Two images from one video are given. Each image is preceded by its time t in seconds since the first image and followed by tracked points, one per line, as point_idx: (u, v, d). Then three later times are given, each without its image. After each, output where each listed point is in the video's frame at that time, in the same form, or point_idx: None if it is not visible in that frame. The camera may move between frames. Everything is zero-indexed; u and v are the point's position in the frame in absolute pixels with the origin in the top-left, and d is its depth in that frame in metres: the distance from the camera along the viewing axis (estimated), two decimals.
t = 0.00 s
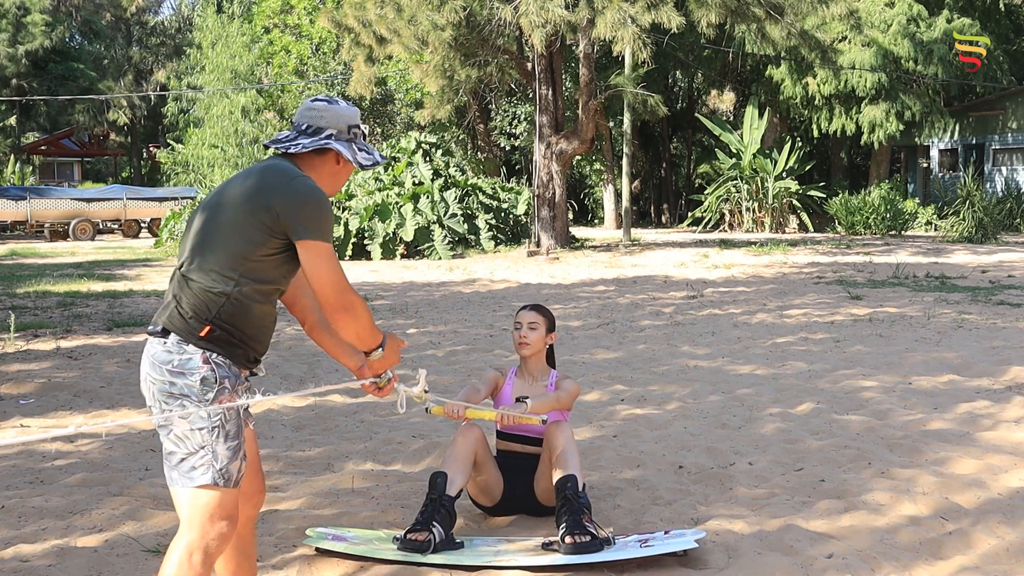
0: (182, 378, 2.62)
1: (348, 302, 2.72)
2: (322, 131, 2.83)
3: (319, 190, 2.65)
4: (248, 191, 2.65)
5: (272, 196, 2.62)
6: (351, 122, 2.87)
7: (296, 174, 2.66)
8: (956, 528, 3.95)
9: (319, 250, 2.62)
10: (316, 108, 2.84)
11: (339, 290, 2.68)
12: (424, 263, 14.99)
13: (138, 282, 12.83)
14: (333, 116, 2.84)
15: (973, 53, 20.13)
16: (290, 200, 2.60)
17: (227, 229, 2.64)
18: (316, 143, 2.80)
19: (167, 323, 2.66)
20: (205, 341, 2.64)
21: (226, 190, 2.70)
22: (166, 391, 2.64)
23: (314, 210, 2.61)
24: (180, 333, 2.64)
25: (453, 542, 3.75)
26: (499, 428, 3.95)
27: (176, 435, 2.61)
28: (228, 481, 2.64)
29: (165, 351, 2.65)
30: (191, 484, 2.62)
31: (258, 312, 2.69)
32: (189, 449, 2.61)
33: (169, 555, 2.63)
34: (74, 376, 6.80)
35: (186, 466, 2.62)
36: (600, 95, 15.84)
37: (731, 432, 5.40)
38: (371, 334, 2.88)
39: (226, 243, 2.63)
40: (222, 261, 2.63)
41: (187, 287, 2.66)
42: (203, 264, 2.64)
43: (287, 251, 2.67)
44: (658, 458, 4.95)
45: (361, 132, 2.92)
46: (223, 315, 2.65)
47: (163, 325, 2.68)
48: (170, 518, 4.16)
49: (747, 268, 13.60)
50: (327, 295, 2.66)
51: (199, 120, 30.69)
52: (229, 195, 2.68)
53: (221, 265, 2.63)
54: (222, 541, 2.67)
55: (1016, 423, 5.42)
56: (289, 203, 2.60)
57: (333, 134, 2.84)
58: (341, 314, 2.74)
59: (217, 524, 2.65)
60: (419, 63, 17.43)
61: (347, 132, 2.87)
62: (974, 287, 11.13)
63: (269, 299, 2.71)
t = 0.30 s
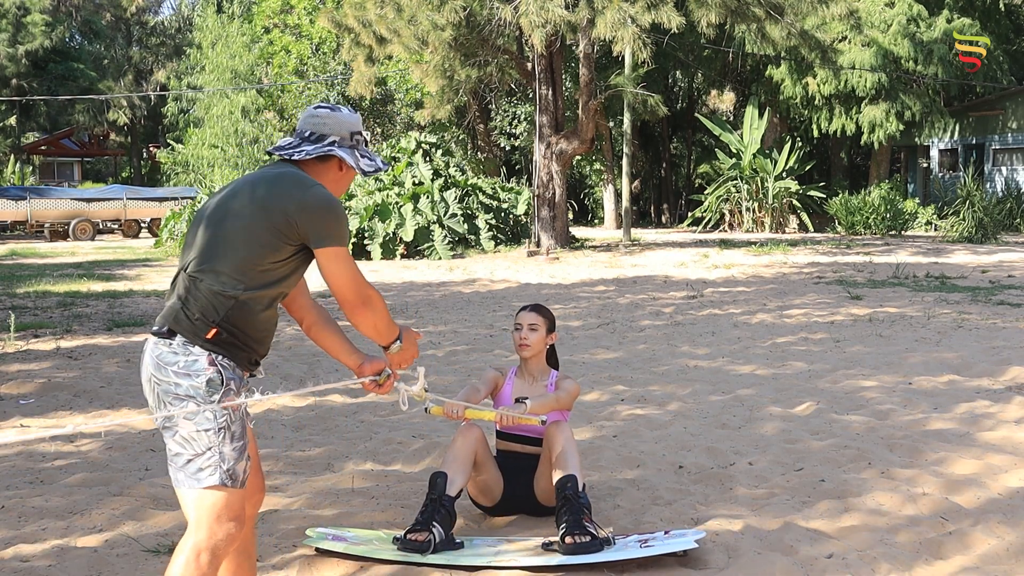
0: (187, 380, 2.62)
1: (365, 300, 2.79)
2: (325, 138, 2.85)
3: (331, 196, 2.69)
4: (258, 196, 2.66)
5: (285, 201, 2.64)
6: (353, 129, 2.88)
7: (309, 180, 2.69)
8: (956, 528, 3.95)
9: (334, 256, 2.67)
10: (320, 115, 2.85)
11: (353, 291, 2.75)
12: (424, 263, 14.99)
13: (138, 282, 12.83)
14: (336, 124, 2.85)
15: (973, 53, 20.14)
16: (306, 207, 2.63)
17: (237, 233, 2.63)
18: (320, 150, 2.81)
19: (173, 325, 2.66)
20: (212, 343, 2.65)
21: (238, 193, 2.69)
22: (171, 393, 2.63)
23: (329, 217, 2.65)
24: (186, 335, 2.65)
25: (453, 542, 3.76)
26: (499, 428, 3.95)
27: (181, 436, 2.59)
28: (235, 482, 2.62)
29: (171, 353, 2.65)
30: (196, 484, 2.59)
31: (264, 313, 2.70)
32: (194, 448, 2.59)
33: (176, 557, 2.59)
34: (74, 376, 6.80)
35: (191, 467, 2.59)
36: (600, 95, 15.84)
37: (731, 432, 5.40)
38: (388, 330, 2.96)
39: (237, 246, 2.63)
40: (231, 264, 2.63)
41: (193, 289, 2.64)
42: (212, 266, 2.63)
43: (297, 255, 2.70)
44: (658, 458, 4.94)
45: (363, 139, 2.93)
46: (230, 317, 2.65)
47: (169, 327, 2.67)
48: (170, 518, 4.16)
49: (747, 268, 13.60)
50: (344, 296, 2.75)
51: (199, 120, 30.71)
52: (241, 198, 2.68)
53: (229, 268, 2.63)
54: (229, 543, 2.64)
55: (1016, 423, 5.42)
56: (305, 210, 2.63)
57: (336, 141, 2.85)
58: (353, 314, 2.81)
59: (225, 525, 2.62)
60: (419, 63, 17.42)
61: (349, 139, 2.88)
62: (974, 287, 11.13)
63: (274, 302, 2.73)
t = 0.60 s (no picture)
0: (192, 384, 2.62)
1: (359, 312, 2.80)
2: (327, 144, 2.85)
3: (335, 206, 2.69)
4: (261, 203, 2.65)
5: (289, 209, 2.63)
6: (356, 136, 2.88)
7: (313, 190, 2.68)
8: (956, 528, 3.95)
9: (337, 266, 2.67)
10: (323, 121, 2.85)
11: (352, 301, 2.75)
12: (424, 263, 15.00)
13: (138, 282, 12.83)
14: (337, 129, 2.85)
15: (973, 53, 20.14)
16: (311, 217, 2.63)
17: (241, 240, 2.63)
18: (321, 156, 2.82)
19: (175, 328, 2.64)
20: (215, 346, 2.65)
21: (243, 197, 2.68)
22: (173, 396, 2.62)
23: (333, 227, 2.65)
24: (190, 339, 2.64)
25: (453, 542, 3.76)
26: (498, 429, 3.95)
27: (187, 441, 2.60)
28: (243, 483, 2.65)
29: (174, 356, 2.63)
30: (204, 489, 2.61)
31: (264, 318, 2.72)
32: (202, 453, 2.60)
33: (184, 561, 2.61)
34: (74, 376, 6.81)
35: (199, 471, 2.61)
36: (600, 95, 15.84)
37: (731, 431, 5.40)
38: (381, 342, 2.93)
39: (240, 253, 2.62)
40: (234, 270, 2.62)
41: (195, 294, 2.64)
42: (214, 271, 2.63)
43: (299, 262, 2.71)
44: (658, 458, 4.95)
45: (365, 146, 2.94)
46: (233, 322, 2.66)
47: (170, 330, 2.65)
48: (170, 518, 4.16)
49: (747, 268, 13.60)
50: (342, 305, 2.74)
51: (199, 120, 30.72)
52: (244, 204, 2.67)
53: (232, 274, 2.62)
54: (237, 544, 2.67)
55: (1017, 423, 5.42)
56: (310, 219, 2.63)
57: (338, 148, 2.85)
58: (348, 323, 2.81)
59: (233, 527, 2.64)
60: (419, 63, 17.41)
61: (351, 147, 2.88)
62: (974, 287, 11.13)
63: (274, 307, 2.74)
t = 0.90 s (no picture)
0: (200, 383, 2.61)
1: (370, 306, 2.83)
2: (323, 144, 2.85)
3: (338, 204, 2.71)
4: (265, 201, 2.65)
5: (293, 209, 2.64)
6: (352, 136, 2.88)
7: (316, 188, 2.69)
8: (956, 528, 3.95)
9: (343, 261, 2.70)
10: (318, 122, 2.85)
11: (359, 297, 2.79)
12: (424, 263, 15.00)
13: (138, 282, 12.83)
14: (333, 129, 2.85)
15: (973, 53, 20.15)
16: (316, 216, 2.65)
17: (247, 240, 2.63)
18: (317, 156, 2.82)
19: (183, 326, 2.63)
20: (223, 346, 2.65)
21: (245, 196, 2.68)
22: (180, 394, 2.61)
23: (339, 224, 2.68)
24: (197, 338, 2.63)
25: (453, 542, 3.76)
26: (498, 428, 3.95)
27: (192, 440, 2.59)
28: (246, 484, 2.65)
29: (181, 355, 2.62)
30: (207, 489, 2.60)
31: (271, 317, 2.72)
32: (207, 453, 2.60)
33: (184, 560, 2.60)
34: (74, 376, 6.80)
35: (203, 470, 2.60)
36: (600, 96, 15.85)
37: (731, 431, 5.40)
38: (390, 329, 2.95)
39: (246, 252, 2.62)
40: (241, 269, 2.63)
41: (202, 293, 2.63)
42: (220, 271, 2.63)
43: (303, 261, 2.72)
44: (659, 458, 4.94)
45: (361, 145, 2.94)
46: (240, 321, 2.66)
47: (177, 328, 2.64)
48: (170, 518, 4.16)
49: (747, 268, 13.60)
50: (350, 302, 2.78)
51: (199, 120, 30.73)
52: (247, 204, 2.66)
53: (240, 273, 2.63)
54: (237, 544, 2.67)
55: (1017, 423, 5.42)
56: (315, 218, 2.65)
57: (334, 147, 2.85)
58: (359, 319, 2.84)
59: (234, 527, 2.65)
60: (419, 63, 17.40)
61: (346, 146, 2.89)
62: (974, 287, 11.13)
63: (279, 306, 2.75)
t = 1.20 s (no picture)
0: (207, 385, 2.61)
1: (386, 289, 2.94)
2: (326, 150, 2.85)
3: (350, 210, 2.76)
4: (278, 207, 2.65)
5: (308, 217, 2.66)
6: (355, 141, 2.88)
7: (328, 194, 2.72)
8: (956, 528, 3.95)
9: (358, 258, 2.80)
10: (322, 127, 2.85)
11: (377, 283, 2.90)
12: (424, 263, 15.00)
13: (138, 282, 12.83)
14: (336, 134, 2.85)
15: (973, 52, 20.14)
16: (333, 221, 2.69)
17: (261, 244, 2.62)
18: (319, 161, 2.82)
19: (192, 329, 2.62)
20: (232, 348, 2.65)
21: (257, 199, 2.67)
22: (188, 396, 2.60)
23: (352, 230, 2.74)
24: (207, 340, 2.62)
25: (453, 542, 3.76)
26: (498, 429, 3.95)
27: (200, 442, 2.59)
28: (253, 486, 2.66)
29: (190, 357, 2.61)
30: (215, 490, 2.61)
31: (278, 320, 2.73)
32: (216, 455, 2.60)
33: (192, 561, 2.60)
34: (74, 376, 6.80)
35: (211, 472, 2.60)
36: (600, 96, 15.85)
37: (731, 432, 5.40)
38: (407, 300, 3.04)
39: (259, 257, 2.62)
40: (254, 274, 2.62)
41: (213, 296, 2.62)
42: (235, 273, 2.61)
43: (313, 265, 2.74)
44: (658, 458, 4.95)
45: (366, 151, 2.94)
46: (252, 324, 2.66)
47: (185, 330, 2.63)
48: (170, 518, 4.16)
49: (747, 268, 13.60)
50: (368, 288, 2.89)
51: (199, 120, 30.74)
52: (260, 210, 2.66)
53: (252, 278, 2.62)
54: (244, 546, 2.67)
55: (1017, 423, 5.41)
56: (331, 224, 2.69)
57: (336, 153, 2.85)
58: (377, 300, 2.96)
59: (242, 529, 2.65)
60: (419, 63, 17.40)
61: (351, 151, 2.88)
62: (974, 287, 11.13)
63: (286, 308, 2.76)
